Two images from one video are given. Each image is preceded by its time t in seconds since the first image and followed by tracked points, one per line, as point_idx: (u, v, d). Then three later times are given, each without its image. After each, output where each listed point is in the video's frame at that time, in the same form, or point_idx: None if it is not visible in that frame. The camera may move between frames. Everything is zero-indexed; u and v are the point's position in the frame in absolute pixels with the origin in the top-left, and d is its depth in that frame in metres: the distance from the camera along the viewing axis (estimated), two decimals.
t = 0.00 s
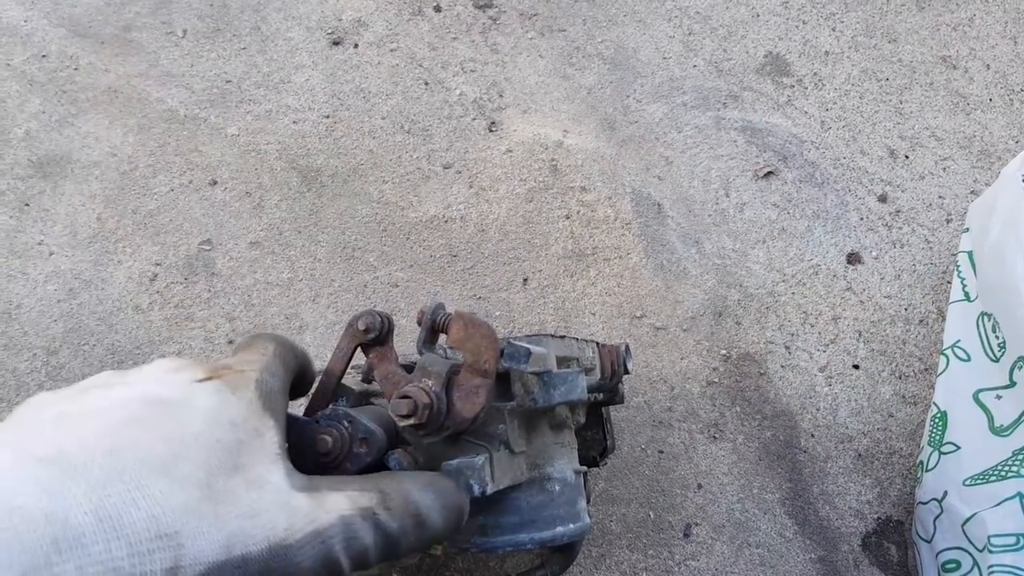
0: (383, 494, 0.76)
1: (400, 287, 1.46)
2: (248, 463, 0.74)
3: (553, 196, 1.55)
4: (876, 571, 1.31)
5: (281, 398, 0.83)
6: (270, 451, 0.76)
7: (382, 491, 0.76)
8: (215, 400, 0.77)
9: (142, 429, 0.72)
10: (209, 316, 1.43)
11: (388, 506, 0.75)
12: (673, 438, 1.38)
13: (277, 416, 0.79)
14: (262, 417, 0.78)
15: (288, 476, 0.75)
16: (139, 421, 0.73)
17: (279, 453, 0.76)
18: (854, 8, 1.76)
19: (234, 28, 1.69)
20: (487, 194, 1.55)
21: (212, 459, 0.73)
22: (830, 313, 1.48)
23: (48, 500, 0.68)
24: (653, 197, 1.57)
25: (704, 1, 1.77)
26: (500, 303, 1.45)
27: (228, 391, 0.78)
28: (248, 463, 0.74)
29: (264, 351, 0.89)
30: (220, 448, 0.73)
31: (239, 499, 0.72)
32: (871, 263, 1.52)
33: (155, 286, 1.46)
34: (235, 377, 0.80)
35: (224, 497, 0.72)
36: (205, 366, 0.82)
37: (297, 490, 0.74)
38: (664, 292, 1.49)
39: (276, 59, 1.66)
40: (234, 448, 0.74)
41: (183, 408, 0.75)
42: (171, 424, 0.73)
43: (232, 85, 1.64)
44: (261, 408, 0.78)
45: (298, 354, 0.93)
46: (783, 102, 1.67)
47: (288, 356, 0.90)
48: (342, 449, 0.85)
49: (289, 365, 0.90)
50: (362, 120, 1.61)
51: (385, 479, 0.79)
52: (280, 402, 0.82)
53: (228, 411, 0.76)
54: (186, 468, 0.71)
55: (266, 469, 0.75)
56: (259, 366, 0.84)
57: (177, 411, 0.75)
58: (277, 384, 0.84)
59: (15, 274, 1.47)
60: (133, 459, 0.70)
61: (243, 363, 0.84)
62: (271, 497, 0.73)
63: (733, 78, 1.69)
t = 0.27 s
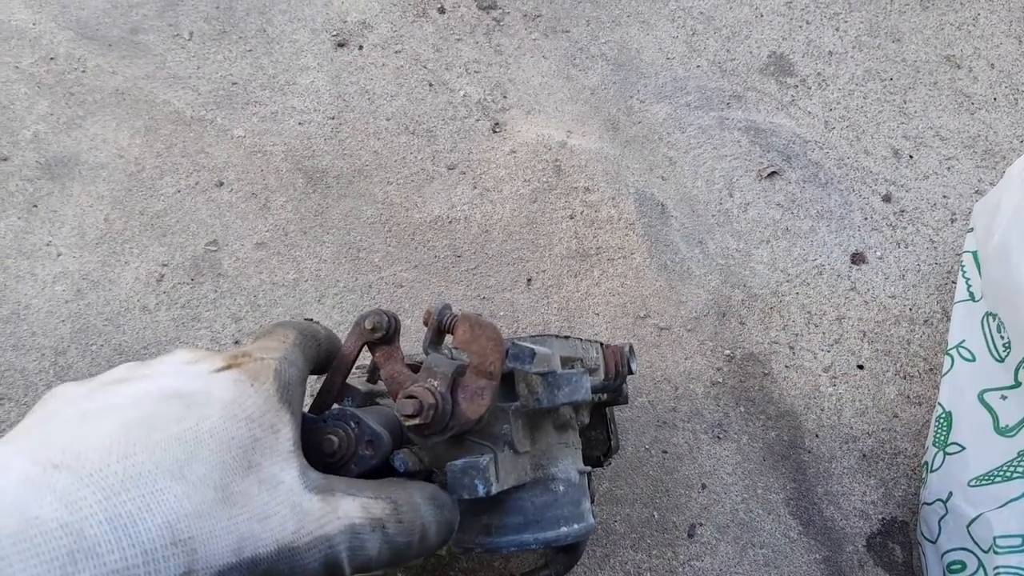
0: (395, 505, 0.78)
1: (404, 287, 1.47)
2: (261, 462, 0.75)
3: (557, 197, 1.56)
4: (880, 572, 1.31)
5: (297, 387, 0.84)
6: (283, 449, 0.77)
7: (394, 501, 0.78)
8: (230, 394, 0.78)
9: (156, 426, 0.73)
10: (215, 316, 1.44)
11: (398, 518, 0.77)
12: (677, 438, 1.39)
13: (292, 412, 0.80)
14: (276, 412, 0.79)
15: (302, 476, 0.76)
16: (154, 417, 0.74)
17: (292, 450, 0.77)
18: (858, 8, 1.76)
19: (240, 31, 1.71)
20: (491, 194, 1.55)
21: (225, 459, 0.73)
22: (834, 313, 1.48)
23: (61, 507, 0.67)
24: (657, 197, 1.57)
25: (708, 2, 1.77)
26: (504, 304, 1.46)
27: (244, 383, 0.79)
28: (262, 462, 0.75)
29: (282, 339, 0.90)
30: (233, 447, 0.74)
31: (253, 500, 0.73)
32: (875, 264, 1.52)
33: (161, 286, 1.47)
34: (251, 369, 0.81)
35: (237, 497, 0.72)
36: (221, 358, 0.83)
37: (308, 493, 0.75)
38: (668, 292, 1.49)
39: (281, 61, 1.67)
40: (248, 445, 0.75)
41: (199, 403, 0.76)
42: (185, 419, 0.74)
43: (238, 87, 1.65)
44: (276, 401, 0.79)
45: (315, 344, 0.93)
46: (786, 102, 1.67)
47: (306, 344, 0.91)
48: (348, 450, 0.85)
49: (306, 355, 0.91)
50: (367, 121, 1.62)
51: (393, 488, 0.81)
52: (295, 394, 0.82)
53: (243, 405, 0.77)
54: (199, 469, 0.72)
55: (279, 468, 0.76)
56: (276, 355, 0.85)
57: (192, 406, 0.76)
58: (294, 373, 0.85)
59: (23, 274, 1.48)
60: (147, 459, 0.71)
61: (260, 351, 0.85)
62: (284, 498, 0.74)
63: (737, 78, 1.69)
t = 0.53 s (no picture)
0: (389, 507, 0.78)
1: (407, 286, 1.47)
2: (257, 464, 0.76)
3: (560, 197, 1.56)
4: (880, 570, 1.32)
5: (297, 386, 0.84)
6: (278, 450, 0.77)
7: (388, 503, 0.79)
8: (228, 394, 0.78)
9: (153, 427, 0.74)
10: (218, 315, 1.44)
11: (390, 523, 0.78)
12: (679, 437, 1.39)
13: (291, 411, 0.81)
14: (274, 412, 0.79)
15: (297, 477, 0.76)
16: (151, 417, 0.75)
17: (288, 452, 0.78)
18: (859, 10, 1.77)
19: (243, 30, 1.71)
20: (494, 194, 1.56)
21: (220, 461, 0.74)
22: (834, 313, 1.49)
23: (55, 509, 0.67)
24: (659, 197, 1.58)
25: (710, 3, 1.78)
26: (507, 303, 1.46)
27: (244, 383, 0.80)
28: (257, 464, 0.76)
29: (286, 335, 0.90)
30: (229, 449, 0.75)
31: (247, 502, 0.74)
32: (876, 264, 1.53)
33: (164, 285, 1.47)
34: (250, 368, 0.82)
35: (231, 500, 0.73)
36: (222, 355, 0.83)
37: (302, 495, 0.76)
38: (670, 292, 1.50)
39: (284, 61, 1.68)
40: (243, 447, 0.76)
41: (197, 403, 0.77)
42: (183, 419, 0.75)
43: (241, 86, 1.65)
44: (274, 401, 0.80)
45: (324, 337, 0.94)
46: (788, 103, 1.68)
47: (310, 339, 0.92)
48: (349, 448, 0.85)
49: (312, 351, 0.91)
50: (370, 121, 1.62)
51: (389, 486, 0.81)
52: (295, 394, 0.83)
53: (241, 406, 0.78)
54: (193, 471, 0.73)
55: (274, 470, 0.76)
56: (278, 352, 0.85)
57: (190, 406, 0.76)
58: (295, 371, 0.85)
59: (26, 273, 1.48)
60: (142, 462, 0.71)
61: (262, 347, 0.85)
62: (278, 500, 0.74)
63: (739, 80, 1.70)
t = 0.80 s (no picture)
0: (383, 498, 0.79)
1: (402, 287, 1.47)
2: (243, 465, 0.76)
3: (554, 197, 1.57)
4: (875, 566, 1.33)
5: (284, 391, 0.84)
6: (265, 451, 0.77)
7: (381, 494, 0.79)
8: (213, 399, 0.78)
9: (137, 432, 0.74)
10: (213, 317, 1.44)
11: (385, 513, 0.78)
12: (674, 435, 1.40)
13: (277, 414, 0.81)
14: (260, 415, 0.79)
15: (286, 478, 0.77)
16: (136, 422, 0.75)
17: (275, 453, 0.78)
18: (850, 10, 1.78)
19: (237, 32, 1.71)
20: (489, 195, 1.56)
21: (206, 462, 0.74)
22: (828, 310, 1.50)
23: (39, 514, 0.67)
24: (653, 197, 1.59)
25: (702, 4, 1.79)
26: (502, 303, 1.46)
27: (229, 388, 0.80)
28: (244, 465, 0.76)
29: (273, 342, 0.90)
30: (215, 451, 0.75)
31: (233, 502, 0.73)
32: (869, 262, 1.54)
33: (159, 287, 1.47)
34: (235, 373, 0.82)
35: (217, 500, 0.73)
36: (207, 361, 0.84)
37: (291, 494, 0.76)
38: (664, 291, 1.50)
39: (278, 63, 1.68)
40: (229, 449, 0.76)
41: (182, 409, 0.77)
42: (167, 424, 0.75)
43: (235, 89, 1.65)
44: (260, 405, 0.80)
45: (311, 347, 0.94)
46: (780, 103, 1.68)
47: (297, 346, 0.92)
48: (347, 443, 0.86)
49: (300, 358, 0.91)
50: (364, 122, 1.62)
51: (384, 479, 0.82)
52: (281, 400, 0.83)
53: (226, 410, 0.78)
54: (179, 474, 0.73)
55: (262, 470, 0.76)
56: (263, 358, 0.86)
57: (175, 411, 0.77)
58: (281, 376, 0.85)
59: (20, 277, 1.48)
60: (126, 466, 0.71)
61: (247, 353, 0.86)
62: (265, 499, 0.75)
63: (731, 79, 1.71)
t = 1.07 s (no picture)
0: (379, 495, 0.78)
1: (400, 287, 1.47)
2: (241, 473, 0.76)
3: (553, 198, 1.57)
4: (873, 567, 1.33)
5: (281, 398, 0.84)
6: (263, 458, 0.77)
7: (378, 492, 0.78)
8: (210, 408, 0.78)
9: (135, 441, 0.74)
10: (210, 318, 1.44)
11: (383, 511, 0.78)
12: (672, 436, 1.40)
13: (274, 422, 0.81)
14: (257, 423, 0.79)
15: (283, 483, 0.76)
16: (133, 431, 0.75)
17: (273, 460, 0.78)
18: (849, 11, 1.78)
19: (235, 32, 1.71)
20: (487, 195, 1.56)
21: (203, 471, 0.74)
22: (826, 312, 1.50)
23: (35, 522, 0.67)
24: (651, 198, 1.59)
25: (701, 4, 1.79)
26: (500, 304, 1.46)
27: (226, 397, 0.80)
28: (241, 473, 0.76)
29: (271, 349, 0.90)
30: (212, 459, 0.75)
31: (230, 510, 0.73)
32: (867, 263, 1.54)
33: (156, 288, 1.46)
34: (233, 381, 0.82)
35: (214, 509, 0.73)
36: (205, 369, 0.84)
37: (288, 501, 0.75)
38: (663, 292, 1.50)
39: (276, 62, 1.68)
40: (226, 457, 0.76)
41: (179, 418, 0.77)
42: (164, 433, 0.75)
43: (233, 89, 1.65)
44: (257, 413, 0.80)
45: (309, 351, 0.95)
46: (779, 104, 1.68)
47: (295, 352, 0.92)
48: (346, 444, 0.85)
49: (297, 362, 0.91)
50: (362, 122, 1.62)
51: (381, 477, 0.81)
52: (277, 407, 0.83)
53: (222, 419, 0.78)
54: (176, 483, 0.73)
55: (259, 478, 0.76)
56: (261, 366, 0.86)
57: (172, 421, 0.76)
58: (278, 384, 0.85)
59: (17, 276, 1.48)
60: (123, 476, 0.71)
61: (245, 360, 0.85)
62: (262, 507, 0.74)
63: (730, 80, 1.71)
